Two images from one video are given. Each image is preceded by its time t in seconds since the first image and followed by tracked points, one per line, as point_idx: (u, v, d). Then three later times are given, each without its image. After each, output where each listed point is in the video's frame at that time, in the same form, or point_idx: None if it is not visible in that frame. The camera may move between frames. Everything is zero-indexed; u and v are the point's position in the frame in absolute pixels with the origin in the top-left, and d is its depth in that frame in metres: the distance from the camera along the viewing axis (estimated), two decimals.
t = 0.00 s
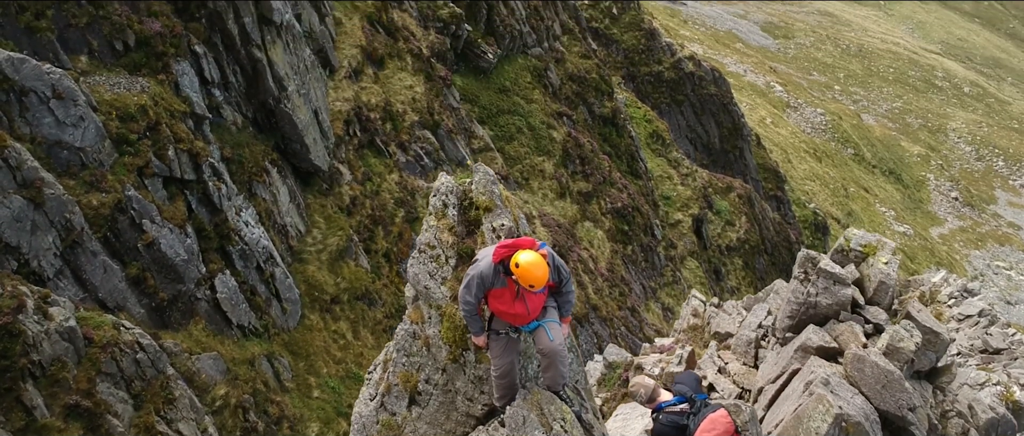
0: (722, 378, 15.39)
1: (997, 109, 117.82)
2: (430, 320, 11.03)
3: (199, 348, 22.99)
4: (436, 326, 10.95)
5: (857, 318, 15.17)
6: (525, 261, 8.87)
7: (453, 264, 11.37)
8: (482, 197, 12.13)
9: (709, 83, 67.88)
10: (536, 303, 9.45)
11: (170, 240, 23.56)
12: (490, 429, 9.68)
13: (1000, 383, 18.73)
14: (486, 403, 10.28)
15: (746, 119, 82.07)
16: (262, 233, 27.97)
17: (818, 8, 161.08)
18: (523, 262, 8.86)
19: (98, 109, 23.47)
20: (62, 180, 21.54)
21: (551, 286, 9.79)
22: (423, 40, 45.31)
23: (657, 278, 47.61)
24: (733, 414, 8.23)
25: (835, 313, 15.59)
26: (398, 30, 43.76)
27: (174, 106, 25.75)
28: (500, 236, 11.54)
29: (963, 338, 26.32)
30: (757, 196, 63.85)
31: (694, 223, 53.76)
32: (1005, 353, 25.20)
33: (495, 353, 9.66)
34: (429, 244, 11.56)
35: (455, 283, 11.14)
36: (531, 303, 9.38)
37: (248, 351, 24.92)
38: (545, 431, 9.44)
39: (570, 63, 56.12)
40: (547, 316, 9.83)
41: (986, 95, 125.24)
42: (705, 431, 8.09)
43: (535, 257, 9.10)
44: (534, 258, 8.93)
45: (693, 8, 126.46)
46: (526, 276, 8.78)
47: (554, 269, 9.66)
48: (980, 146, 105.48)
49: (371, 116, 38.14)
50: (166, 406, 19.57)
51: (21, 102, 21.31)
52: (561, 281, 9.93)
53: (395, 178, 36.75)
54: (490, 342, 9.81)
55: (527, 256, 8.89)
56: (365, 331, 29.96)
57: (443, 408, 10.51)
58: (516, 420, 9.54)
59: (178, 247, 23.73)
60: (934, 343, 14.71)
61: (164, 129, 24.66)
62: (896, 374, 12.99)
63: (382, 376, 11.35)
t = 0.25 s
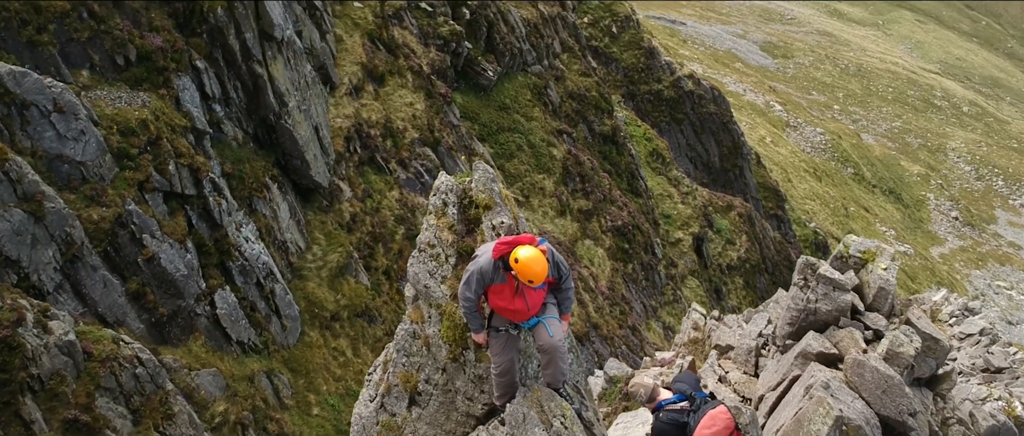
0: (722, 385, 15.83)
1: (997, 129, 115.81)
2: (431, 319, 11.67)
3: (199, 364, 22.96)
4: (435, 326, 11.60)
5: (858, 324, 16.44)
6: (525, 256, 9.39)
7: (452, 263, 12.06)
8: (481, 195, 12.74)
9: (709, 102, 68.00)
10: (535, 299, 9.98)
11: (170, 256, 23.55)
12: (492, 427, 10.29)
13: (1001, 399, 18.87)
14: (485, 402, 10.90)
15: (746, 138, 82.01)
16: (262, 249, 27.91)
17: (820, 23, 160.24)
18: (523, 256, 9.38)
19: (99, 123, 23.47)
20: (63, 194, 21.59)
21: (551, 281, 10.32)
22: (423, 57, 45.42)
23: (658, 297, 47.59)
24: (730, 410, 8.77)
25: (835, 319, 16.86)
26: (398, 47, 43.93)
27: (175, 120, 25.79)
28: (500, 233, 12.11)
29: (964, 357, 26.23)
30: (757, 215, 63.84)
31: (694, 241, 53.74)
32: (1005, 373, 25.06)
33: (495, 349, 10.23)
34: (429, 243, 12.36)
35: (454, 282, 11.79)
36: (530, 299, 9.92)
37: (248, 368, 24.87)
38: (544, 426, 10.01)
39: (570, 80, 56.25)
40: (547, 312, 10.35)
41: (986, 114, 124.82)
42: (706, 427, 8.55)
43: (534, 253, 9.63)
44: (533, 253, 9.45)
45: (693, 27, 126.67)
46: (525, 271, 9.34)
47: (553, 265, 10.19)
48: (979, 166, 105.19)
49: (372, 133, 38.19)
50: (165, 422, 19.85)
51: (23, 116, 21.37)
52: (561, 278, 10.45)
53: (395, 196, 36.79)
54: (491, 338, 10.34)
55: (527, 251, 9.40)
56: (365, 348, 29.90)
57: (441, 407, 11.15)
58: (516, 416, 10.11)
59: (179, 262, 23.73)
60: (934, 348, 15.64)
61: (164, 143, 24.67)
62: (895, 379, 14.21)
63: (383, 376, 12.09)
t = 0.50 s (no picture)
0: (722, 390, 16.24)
1: (998, 144, 113.50)
2: (431, 317, 12.09)
3: (197, 377, 22.93)
4: (436, 323, 12.00)
5: (857, 328, 17.25)
6: (526, 249, 9.75)
7: (454, 260, 12.46)
8: (482, 193, 13.22)
9: (708, 118, 68.09)
10: (535, 293, 10.36)
11: (169, 268, 23.56)
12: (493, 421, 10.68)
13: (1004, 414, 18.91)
14: (485, 399, 11.28)
15: (746, 154, 82.03)
16: (261, 262, 27.94)
17: (821, 39, 160.01)
18: (525, 249, 9.73)
19: (100, 135, 23.53)
20: (64, 206, 21.64)
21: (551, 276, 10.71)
22: (423, 72, 45.60)
23: (657, 313, 47.53)
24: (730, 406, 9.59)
25: (835, 324, 17.65)
26: (398, 62, 44.15)
27: (176, 133, 25.88)
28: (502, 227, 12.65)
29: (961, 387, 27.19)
30: (756, 231, 63.77)
31: (694, 257, 53.70)
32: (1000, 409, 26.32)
33: (496, 345, 10.58)
34: (431, 241, 12.72)
35: (455, 278, 12.21)
36: (530, 293, 10.30)
37: (246, 381, 24.83)
38: (544, 420, 10.33)
39: (569, 95, 56.39)
40: (547, 307, 10.77)
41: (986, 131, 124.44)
42: (707, 422, 9.29)
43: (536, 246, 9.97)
44: (535, 246, 9.80)
45: (692, 44, 126.89)
46: (525, 263, 9.70)
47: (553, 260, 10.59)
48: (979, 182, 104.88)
49: (371, 148, 38.25)
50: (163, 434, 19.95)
51: (24, 127, 21.41)
52: (561, 273, 10.88)
53: (395, 210, 36.83)
54: (492, 332, 10.71)
55: (529, 245, 9.76)
56: (364, 362, 29.84)
57: (441, 405, 11.57)
58: (517, 411, 10.44)
59: (178, 275, 23.75)
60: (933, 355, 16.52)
61: (165, 156, 24.75)
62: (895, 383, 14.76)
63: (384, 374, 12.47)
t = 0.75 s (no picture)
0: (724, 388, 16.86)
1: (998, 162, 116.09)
2: (432, 313, 12.56)
3: (196, 387, 22.97)
4: (436, 320, 12.49)
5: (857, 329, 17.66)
6: (528, 243, 10.19)
7: (454, 256, 12.80)
8: (482, 189, 13.48)
9: (707, 131, 68.24)
10: (536, 286, 10.82)
11: (169, 278, 23.63)
12: (493, 416, 11.32)
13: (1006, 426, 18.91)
14: (485, 394, 11.92)
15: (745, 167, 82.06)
16: (261, 273, 28.02)
17: (821, 53, 159.76)
18: (526, 242, 10.19)
19: (101, 146, 23.60)
20: (64, 216, 21.71)
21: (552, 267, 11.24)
22: (423, 84, 45.77)
23: (656, 325, 47.45)
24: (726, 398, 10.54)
25: (834, 325, 18.05)
26: (398, 75, 44.32)
27: (177, 144, 26.00)
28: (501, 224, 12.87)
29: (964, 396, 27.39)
30: (756, 244, 63.68)
31: (694, 270, 53.63)
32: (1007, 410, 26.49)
33: (498, 338, 11.08)
34: (431, 237, 13.07)
35: (454, 273, 12.60)
36: (531, 286, 10.76)
37: (246, 391, 24.87)
38: (543, 412, 10.86)
39: (569, 108, 56.49)
40: (548, 299, 11.29)
41: (985, 146, 124.11)
42: (704, 414, 10.26)
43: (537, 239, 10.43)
44: (536, 240, 10.26)
45: (691, 58, 126.96)
46: (526, 257, 10.15)
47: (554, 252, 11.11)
48: (979, 197, 104.63)
49: (371, 160, 38.34)
50: None
51: (25, 137, 21.47)
52: (561, 265, 11.41)
53: (394, 221, 36.91)
54: (494, 326, 11.18)
55: (530, 238, 10.21)
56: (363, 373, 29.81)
57: (442, 401, 12.16)
58: (516, 404, 11.01)
59: (178, 285, 23.83)
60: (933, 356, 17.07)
61: (165, 167, 24.86)
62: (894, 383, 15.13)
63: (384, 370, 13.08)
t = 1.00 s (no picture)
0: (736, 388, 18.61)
1: (997, 174, 116.67)
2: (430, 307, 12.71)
3: (196, 396, 22.97)
4: (435, 314, 12.64)
5: (855, 331, 19.48)
6: (526, 234, 10.51)
7: (451, 251, 13.08)
8: (480, 183, 13.68)
9: (707, 143, 68.37)
10: (533, 277, 11.11)
11: (168, 287, 23.67)
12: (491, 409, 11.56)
13: None
14: (483, 387, 11.99)
15: (746, 180, 82.16)
16: (261, 282, 28.06)
17: (820, 67, 159.84)
18: (524, 234, 10.50)
19: (101, 154, 23.67)
20: (64, 224, 21.75)
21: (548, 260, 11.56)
22: (423, 95, 45.92)
23: (656, 337, 47.33)
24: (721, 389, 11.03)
25: (830, 325, 19.81)
26: (398, 86, 44.46)
27: (177, 153, 26.09)
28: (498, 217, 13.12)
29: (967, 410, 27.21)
30: (756, 256, 63.61)
31: (694, 282, 53.54)
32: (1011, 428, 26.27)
33: (495, 330, 11.26)
34: (430, 232, 13.35)
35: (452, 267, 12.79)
36: (529, 277, 11.05)
37: (245, 400, 24.86)
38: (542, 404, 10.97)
39: (568, 120, 56.56)
40: (545, 292, 11.54)
41: (984, 159, 123.87)
42: (699, 408, 10.73)
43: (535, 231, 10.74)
44: (534, 231, 10.56)
45: (691, 71, 127.18)
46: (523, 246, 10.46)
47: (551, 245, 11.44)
48: (979, 209, 104.39)
49: (371, 170, 38.43)
50: None
51: (26, 145, 21.53)
52: (559, 258, 11.72)
53: (395, 232, 36.95)
54: (492, 318, 11.35)
55: (528, 230, 10.52)
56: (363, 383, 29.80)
57: (440, 395, 12.33)
58: (514, 396, 11.12)
59: (178, 294, 23.87)
60: (928, 357, 18.86)
61: (165, 176, 24.93)
62: (890, 383, 16.74)
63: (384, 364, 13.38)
